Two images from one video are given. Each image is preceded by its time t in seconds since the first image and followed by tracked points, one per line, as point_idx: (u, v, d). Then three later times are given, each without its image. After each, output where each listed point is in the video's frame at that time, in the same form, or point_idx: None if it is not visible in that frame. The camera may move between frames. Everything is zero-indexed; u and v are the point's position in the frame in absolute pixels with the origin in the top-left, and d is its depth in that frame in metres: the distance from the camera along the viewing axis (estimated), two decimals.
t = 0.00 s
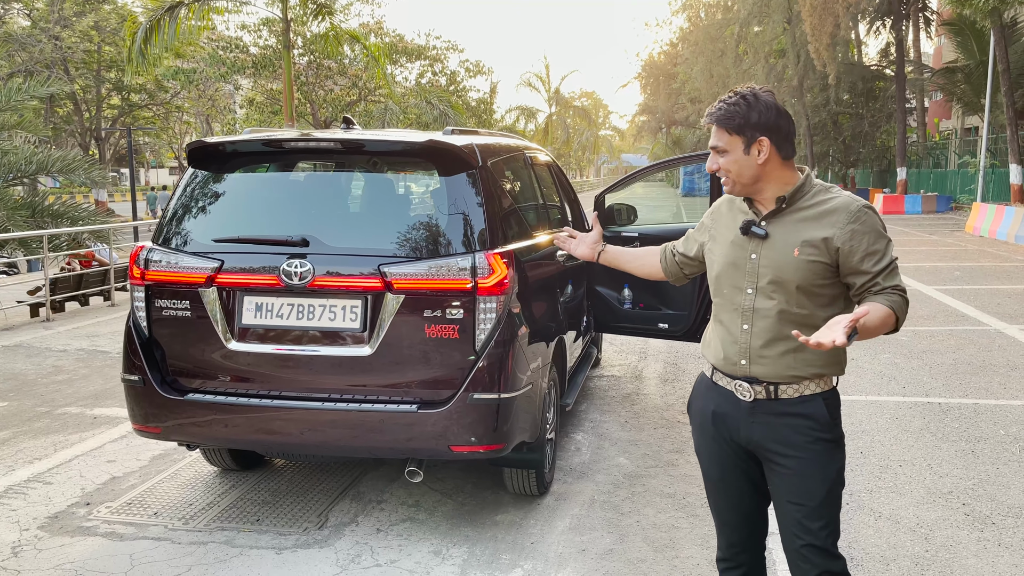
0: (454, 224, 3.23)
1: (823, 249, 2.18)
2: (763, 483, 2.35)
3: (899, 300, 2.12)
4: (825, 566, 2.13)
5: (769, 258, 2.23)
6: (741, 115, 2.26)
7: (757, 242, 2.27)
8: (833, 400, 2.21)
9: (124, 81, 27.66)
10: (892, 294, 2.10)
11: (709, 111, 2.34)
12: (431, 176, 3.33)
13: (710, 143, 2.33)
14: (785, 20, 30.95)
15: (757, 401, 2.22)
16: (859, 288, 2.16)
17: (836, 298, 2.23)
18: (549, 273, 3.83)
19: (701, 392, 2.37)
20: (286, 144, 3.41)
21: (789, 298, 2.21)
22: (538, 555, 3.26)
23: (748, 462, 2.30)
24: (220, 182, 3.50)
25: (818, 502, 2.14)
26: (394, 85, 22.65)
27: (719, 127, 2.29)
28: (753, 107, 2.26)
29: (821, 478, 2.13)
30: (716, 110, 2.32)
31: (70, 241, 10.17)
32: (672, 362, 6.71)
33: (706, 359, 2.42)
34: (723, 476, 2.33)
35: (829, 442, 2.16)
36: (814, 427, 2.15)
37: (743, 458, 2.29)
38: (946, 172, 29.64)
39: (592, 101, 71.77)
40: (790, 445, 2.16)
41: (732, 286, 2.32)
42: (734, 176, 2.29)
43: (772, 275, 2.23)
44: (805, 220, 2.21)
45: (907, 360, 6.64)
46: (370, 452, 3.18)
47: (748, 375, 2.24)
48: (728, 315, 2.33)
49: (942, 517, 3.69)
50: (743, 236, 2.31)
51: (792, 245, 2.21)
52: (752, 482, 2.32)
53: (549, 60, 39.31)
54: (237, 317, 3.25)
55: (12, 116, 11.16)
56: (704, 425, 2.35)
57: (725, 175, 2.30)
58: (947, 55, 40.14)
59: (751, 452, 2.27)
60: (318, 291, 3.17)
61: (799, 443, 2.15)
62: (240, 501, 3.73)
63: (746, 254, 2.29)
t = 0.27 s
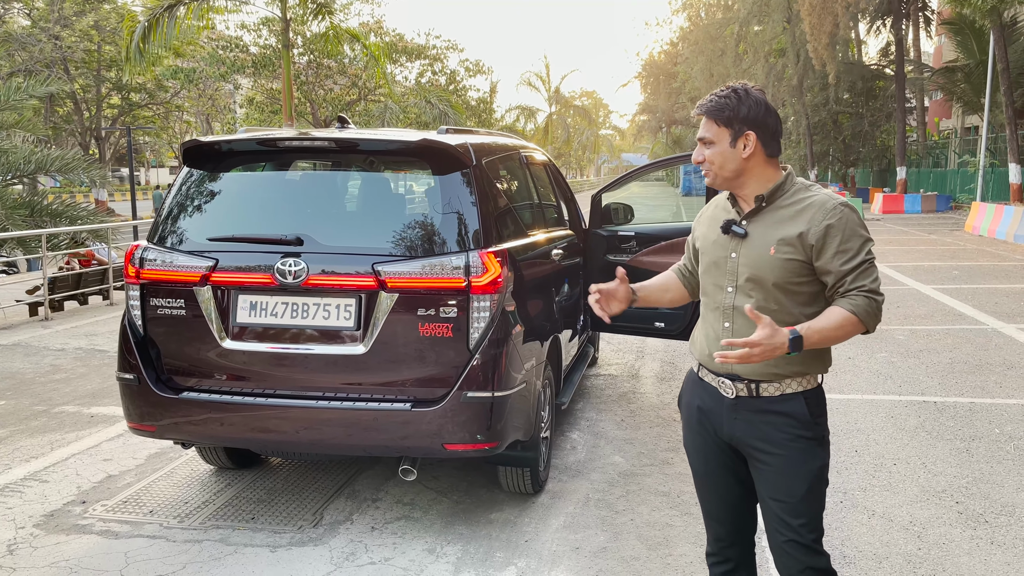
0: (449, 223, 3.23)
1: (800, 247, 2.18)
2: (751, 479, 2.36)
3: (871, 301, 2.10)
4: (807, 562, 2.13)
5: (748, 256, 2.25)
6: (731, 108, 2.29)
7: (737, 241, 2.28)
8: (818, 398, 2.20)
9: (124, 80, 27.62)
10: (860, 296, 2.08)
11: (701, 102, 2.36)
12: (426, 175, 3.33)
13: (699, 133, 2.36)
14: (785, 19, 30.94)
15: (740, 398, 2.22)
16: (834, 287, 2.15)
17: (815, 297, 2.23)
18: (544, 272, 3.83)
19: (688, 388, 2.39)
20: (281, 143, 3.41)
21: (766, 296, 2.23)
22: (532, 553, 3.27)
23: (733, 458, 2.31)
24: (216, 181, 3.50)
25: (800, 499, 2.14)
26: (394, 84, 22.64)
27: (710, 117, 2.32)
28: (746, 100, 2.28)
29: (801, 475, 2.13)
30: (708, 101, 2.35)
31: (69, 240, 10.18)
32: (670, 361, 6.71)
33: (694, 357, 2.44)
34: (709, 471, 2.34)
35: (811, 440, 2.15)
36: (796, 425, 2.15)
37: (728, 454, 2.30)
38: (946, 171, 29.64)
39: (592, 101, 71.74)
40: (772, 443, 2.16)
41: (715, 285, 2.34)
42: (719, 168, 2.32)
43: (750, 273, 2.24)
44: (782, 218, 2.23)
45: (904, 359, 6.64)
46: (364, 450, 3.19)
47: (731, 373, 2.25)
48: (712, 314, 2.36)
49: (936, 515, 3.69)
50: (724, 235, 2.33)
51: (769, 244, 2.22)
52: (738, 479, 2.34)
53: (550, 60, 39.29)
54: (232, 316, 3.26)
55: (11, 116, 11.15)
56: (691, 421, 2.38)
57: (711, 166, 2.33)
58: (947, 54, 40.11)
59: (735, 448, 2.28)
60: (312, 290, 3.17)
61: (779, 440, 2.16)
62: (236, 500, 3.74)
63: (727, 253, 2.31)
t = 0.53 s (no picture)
0: (445, 222, 3.23)
1: (791, 241, 2.18)
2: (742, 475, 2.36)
3: (856, 295, 2.12)
4: (796, 557, 2.14)
5: (740, 252, 2.24)
6: (725, 103, 2.29)
7: (729, 237, 2.28)
8: (808, 395, 2.20)
9: (124, 80, 27.62)
10: (843, 292, 2.11)
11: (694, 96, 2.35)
12: (421, 173, 3.34)
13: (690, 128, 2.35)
14: (784, 19, 30.95)
15: (731, 395, 2.22)
16: (822, 281, 2.16)
17: (806, 291, 2.23)
18: (541, 271, 3.83)
19: (679, 385, 2.38)
20: (277, 141, 3.41)
21: (758, 291, 2.23)
22: (527, 551, 3.27)
23: (724, 455, 2.31)
24: (213, 179, 3.50)
25: (790, 494, 2.14)
26: (393, 83, 22.63)
27: (703, 111, 2.31)
28: (740, 97, 2.28)
29: (791, 470, 2.13)
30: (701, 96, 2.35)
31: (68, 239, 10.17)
32: (667, 360, 6.71)
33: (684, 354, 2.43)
34: (699, 468, 2.35)
35: (801, 436, 2.16)
36: (787, 421, 2.15)
37: (720, 450, 2.31)
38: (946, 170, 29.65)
39: (592, 100, 71.75)
40: (762, 438, 2.16)
41: (707, 281, 2.34)
42: (711, 162, 2.31)
43: (743, 268, 2.24)
44: (773, 213, 2.23)
45: (902, 358, 6.64)
46: (360, 449, 3.19)
47: (723, 369, 2.25)
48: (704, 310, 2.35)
49: (931, 513, 3.69)
50: (716, 231, 2.33)
51: (760, 238, 2.22)
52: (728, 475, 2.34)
53: (549, 59, 39.29)
54: (227, 314, 3.26)
55: (10, 115, 11.15)
56: (683, 418, 2.37)
57: (703, 160, 2.32)
58: (946, 53, 40.10)
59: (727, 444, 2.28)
60: (308, 288, 3.18)
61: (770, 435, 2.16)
62: (232, 498, 3.74)
63: (719, 249, 2.31)
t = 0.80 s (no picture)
0: (441, 221, 3.24)
1: (794, 239, 2.21)
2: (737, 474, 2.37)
3: (856, 290, 2.18)
4: (797, 555, 2.13)
5: (742, 249, 2.25)
6: (723, 101, 2.29)
7: (729, 235, 2.27)
8: (806, 391, 2.24)
9: (123, 80, 27.62)
10: (847, 286, 2.16)
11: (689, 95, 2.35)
12: (418, 173, 3.34)
13: (686, 125, 2.34)
14: (784, 19, 30.98)
15: (734, 394, 2.23)
16: (824, 277, 2.21)
17: (804, 289, 2.27)
18: (538, 270, 3.84)
19: (675, 386, 2.36)
20: (274, 140, 3.42)
21: (762, 288, 2.23)
22: (524, 549, 3.27)
23: (722, 455, 2.31)
24: (210, 178, 3.51)
25: (793, 491, 2.15)
26: (392, 83, 22.62)
27: (701, 110, 2.31)
28: (738, 95, 2.29)
29: (794, 466, 2.16)
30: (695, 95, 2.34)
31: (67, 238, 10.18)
32: (665, 359, 6.72)
33: (677, 354, 2.41)
34: (697, 469, 2.34)
35: (803, 431, 2.18)
36: (790, 417, 2.18)
37: (719, 450, 2.31)
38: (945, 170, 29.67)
39: (591, 100, 71.75)
40: (766, 435, 2.18)
41: (706, 280, 2.32)
42: (708, 161, 2.31)
43: (746, 265, 2.24)
44: (773, 211, 2.25)
45: (899, 357, 6.65)
46: (357, 448, 3.19)
47: (725, 368, 2.25)
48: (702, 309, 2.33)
49: (927, 511, 3.70)
50: (713, 230, 2.32)
51: (762, 236, 2.23)
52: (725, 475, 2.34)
53: (549, 59, 39.30)
54: (224, 312, 3.26)
55: (9, 114, 11.15)
56: (680, 419, 2.35)
57: (701, 158, 2.32)
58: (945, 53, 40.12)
59: (727, 444, 2.28)
60: (305, 286, 3.18)
61: (774, 431, 2.17)
62: (229, 496, 3.74)
63: (717, 248, 2.30)
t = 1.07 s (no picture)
0: (440, 220, 3.23)
1: (795, 238, 2.21)
2: (734, 474, 2.37)
3: (853, 288, 2.21)
4: (797, 555, 2.13)
5: (743, 249, 2.24)
6: (727, 99, 2.30)
7: (728, 235, 2.27)
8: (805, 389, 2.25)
9: (122, 79, 27.62)
10: (846, 284, 2.18)
11: (691, 90, 2.34)
12: (416, 171, 3.34)
13: (688, 121, 2.34)
14: (782, 19, 31.02)
15: (735, 393, 2.22)
16: (822, 276, 2.22)
17: (802, 288, 2.28)
18: (536, 269, 3.84)
19: (673, 387, 2.35)
20: (271, 139, 3.41)
21: (764, 288, 2.23)
22: (522, 548, 3.27)
23: (722, 455, 2.31)
24: (208, 177, 3.50)
25: (793, 489, 2.15)
26: (391, 82, 22.59)
27: (704, 105, 2.31)
28: (741, 94, 2.31)
29: (793, 465, 2.16)
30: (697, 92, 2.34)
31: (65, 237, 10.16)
32: (663, 358, 6.72)
33: (676, 354, 2.40)
34: (696, 469, 2.33)
35: (802, 429, 2.19)
36: (790, 416, 2.18)
37: (718, 449, 2.30)
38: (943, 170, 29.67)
39: (590, 100, 71.83)
40: (766, 434, 2.18)
41: (706, 280, 2.30)
42: (710, 157, 2.30)
43: (748, 265, 2.23)
44: (772, 210, 2.25)
45: (898, 356, 6.65)
46: (355, 447, 3.19)
47: (726, 367, 2.24)
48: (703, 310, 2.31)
49: (925, 510, 3.70)
50: (712, 230, 2.30)
51: (763, 236, 2.23)
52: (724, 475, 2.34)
53: (548, 58, 39.30)
54: (222, 312, 3.26)
55: (7, 113, 11.13)
56: (678, 420, 2.34)
57: (703, 154, 2.31)
58: (944, 53, 40.15)
59: (727, 443, 2.27)
60: (302, 285, 3.18)
61: (775, 430, 2.18)
62: (228, 496, 3.74)
63: (717, 248, 2.28)
